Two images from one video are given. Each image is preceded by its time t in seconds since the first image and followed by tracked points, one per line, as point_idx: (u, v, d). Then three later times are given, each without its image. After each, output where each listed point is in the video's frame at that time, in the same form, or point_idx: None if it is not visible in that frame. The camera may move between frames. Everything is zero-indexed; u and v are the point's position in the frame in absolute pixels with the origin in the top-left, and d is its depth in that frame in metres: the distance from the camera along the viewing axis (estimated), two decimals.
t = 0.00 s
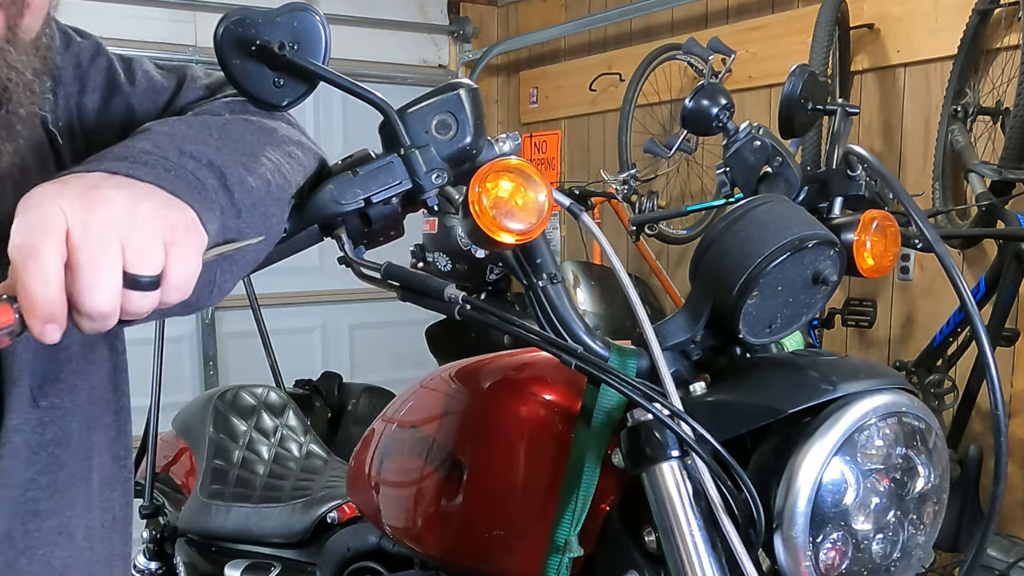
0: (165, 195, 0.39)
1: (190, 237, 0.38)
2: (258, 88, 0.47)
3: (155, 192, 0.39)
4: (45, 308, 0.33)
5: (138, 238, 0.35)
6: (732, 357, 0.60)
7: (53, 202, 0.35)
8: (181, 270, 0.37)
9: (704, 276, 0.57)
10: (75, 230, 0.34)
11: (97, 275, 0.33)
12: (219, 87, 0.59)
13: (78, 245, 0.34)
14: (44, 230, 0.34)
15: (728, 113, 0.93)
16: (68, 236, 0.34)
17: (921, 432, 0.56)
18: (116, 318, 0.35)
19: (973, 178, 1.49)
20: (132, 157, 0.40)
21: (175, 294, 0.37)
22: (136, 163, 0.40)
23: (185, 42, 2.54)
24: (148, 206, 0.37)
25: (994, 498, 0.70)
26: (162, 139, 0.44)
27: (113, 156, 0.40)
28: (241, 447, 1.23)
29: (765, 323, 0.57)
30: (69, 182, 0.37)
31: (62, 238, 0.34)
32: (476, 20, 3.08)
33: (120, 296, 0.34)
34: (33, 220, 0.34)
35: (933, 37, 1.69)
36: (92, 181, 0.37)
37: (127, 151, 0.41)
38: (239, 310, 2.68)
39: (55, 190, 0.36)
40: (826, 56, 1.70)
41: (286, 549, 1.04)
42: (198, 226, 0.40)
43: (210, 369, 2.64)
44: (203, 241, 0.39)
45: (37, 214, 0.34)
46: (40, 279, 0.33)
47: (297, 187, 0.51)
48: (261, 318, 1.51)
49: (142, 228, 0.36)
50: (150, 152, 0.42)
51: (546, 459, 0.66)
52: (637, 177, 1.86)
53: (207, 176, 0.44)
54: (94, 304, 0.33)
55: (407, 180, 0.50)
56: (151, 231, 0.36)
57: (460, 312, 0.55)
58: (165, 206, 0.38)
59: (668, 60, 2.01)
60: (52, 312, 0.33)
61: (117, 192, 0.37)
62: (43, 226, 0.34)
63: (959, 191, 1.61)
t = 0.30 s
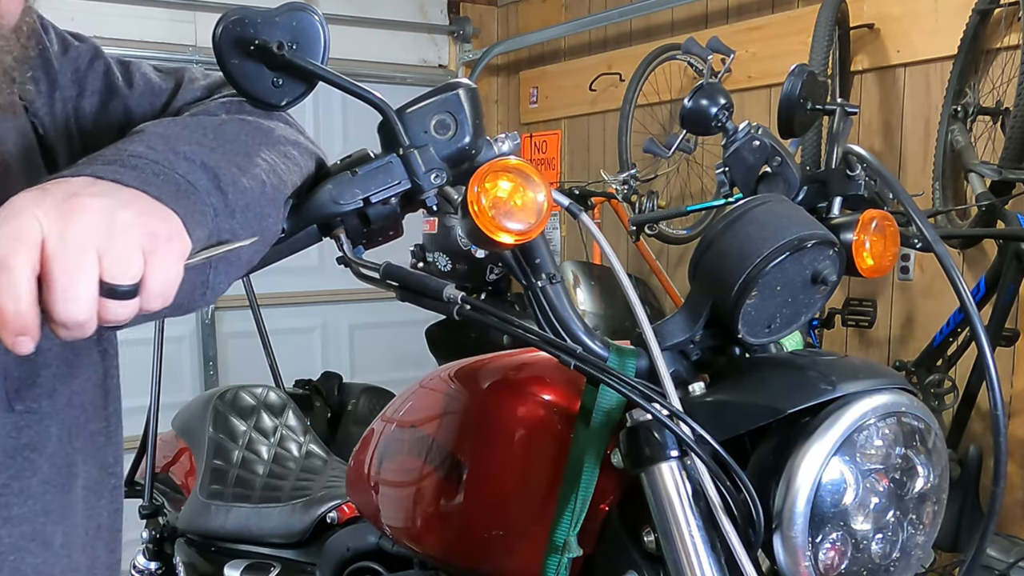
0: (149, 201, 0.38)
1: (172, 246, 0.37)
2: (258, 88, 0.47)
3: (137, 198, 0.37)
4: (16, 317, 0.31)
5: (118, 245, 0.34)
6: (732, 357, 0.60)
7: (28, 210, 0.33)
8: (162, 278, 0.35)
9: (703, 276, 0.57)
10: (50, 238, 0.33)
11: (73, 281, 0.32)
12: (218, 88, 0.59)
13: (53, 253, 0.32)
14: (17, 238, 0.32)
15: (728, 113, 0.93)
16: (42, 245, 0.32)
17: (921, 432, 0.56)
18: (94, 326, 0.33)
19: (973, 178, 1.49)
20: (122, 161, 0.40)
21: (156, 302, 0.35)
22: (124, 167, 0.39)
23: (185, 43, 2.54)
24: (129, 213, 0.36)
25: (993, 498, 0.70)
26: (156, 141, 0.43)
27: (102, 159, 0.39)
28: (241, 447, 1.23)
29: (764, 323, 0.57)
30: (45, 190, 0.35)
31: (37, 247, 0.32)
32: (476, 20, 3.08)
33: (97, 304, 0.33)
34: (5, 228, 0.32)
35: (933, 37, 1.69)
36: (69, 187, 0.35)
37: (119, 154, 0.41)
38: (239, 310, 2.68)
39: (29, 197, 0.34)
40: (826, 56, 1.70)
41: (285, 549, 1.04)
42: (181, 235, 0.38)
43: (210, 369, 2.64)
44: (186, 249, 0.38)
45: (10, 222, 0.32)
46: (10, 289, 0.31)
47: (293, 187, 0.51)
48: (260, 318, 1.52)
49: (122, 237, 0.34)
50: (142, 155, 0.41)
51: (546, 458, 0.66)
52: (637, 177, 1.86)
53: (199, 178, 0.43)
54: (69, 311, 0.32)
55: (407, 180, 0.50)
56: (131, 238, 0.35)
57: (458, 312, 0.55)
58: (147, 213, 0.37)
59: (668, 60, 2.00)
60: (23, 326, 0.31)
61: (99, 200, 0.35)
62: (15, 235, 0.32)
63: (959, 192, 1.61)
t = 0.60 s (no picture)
0: (143, 214, 0.38)
1: (165, 258, 0.37)
2: (257, 89, 0.47)
3: (129, 211, 0.37)
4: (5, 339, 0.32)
5: (108, 265, 0.34)
6: (731, 357, 0.60)
7: (19, 230, 0.34)
8: (154, 294, 0.36)
9: (703, 276, 0.57)
10: (40, 260, 0.33)
11: (61, 305, 0.33)
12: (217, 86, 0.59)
13: (42, 276, 0.33)
14: (8, 261, 0.33)
15: (727, 113, 0.93)
16: (33, 267, 0.33)
17: (921, 432, 0.56)
18: (87, 344, 0.34)
19: (973, 178, 1.49)
20: (118, 171, 0.39)
21: (150, 317, 0.36)
22: (120, 178, 0.39)
23: (186, 43, 2.54)
24: (121, 228, 0.36)
25: (993, 498, 0.69)
26: (153, 146, 0.43)
27: (97, 169, 0.39)
28: (241, 447, 1.23)
29: (764, 322, 0.57)
30: (37, 205, 0.35)
31: (27, 270, 0.33)
32: (476, 20, 3.08)
33: (89, 324, 0.34)
34: None
35: (934, 37, 1.69)
36: (61, 203, 0.36)
37: (116, 162, 0.40)
38: (239, 310, 2.68)
39: (21, 214, 0.35)
40: (826, 56, 1.70)
41: (285, 549, 1.04)
42: (176, 246, 0.38)
43: (210, 369, 2.64)
44: (180, 260, 0.38)
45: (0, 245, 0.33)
46: (1, 314, 0.32)
47: (292, 189, 0.50)
48: (259, 318, 1.52)
49: (113, 255, 0.35)
50: (139, 163, 0.41)
51: (546, 459, 0.66)
52: (637, 178, 1.86)
53: (197, 185, 0.42)
54: (58, 336, 0.33)
55: (406, 180, 0.50)
56: (122, 255, 0.35)
57: (458, 312, 0.55)
58: (139, 227, 0.37)
59: (668, 60, 2.00)
60: (15, 348, 0.33)
61: (89, 217, 0.35)
62: (5, 258, 0.33)
63: (959, 192, 1.61)
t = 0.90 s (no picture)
0: (152, 215, 0.38)
1: (174, 261, 0.37)
2: (257, 89, 0.47)
3: (138, 212, 0.37)
4: (16, 341, 0.32)
5: (118, 268, 0.34)
6: (731, 357, 0.60)
7: (30, 232, 0.34)
8: (163, 297, 0.36)
9: (703, 276, 0.57)
10: (51, 263, 0.33)
11: (72, 307, 0.33)
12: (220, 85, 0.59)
13: (53, 279, 0.33)
14: (18, 265, 0.33)
15: (727, 113, 0.93)
16: (44, 269, 0.33)
17: (921, 432, 0.56)
18: (96, 347, 0.34)
19: (973, 178, 1.49)
20: (125, 171, 0.39)
21: (158, 319, 0.36)
22: (127, 178, 0.39)
23: (186, 43, 2.54)
24: (130, 230, 0.36)
25: (993, 498, 0.69)
26: (158, 147, 0.43)
27: (104, 169, 0.39)
28: (241, 447, 1.23)
29: (764, 322, 0.57)
30: (47, 207, 0.35)
31: (38, 272, 0.33)
32: (476, 20, 3.07)
33: (98, 326, 0.34)
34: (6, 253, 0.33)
35: (933, 37, 1.69)
36: (70, 205, 0.36)
37: (122, 162, 0.40)
38: (239, 310, 2.68)
39: (31, 216, 0.35)
40: (826, 56, 1.70)
41: (285, 549, 1.04)
42: (185, 249, 0.38)
43: (210, 369, 2.65)
44: (188, 263, 0.38)
45: (11, 247, 0.33)
46: (12, 318, 0.32)
47: (294, 189, 0.50)
48: (260, 319, 1.52)
49: (122, 260, 0.35)
50: (145, 164, 0.41)
51: (546, 459, 0.66)
52: (637, 178, 1.86)
53: (203, 186, 0.42)
54: (69, 338, 0.33)
55: (407, 180, 0.50)
56: (131, 258, 0.35)
57: (458, 312, 0.55)
58: (149, 230, 0.37)
59: (668, 60, 2.00)
60: (24, 352, 0.33)
61: (99, 220, 0.35)
62: (16, 261, 0.33)
63: (959, 192, 1.61)
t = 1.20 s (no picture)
0: (157, 213, 0.38)
1: (180, 259, 0.37)
2: (258, 88, 0.47)
3: (143, 209, 0.37)
4: (24, 332, 0.31)
5: (126, 264, 0.34)
6: (731, 357, 0.60)
7: (38, 228, 0.33)
8: (168, 295, 0.36)
9: (703, 276, 0.57)
10: (59, 258, 0.33)
11: (80, 301, 0.32)
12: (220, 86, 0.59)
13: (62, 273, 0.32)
14: (27, 259, 0.32)
15: (728, 113, 0.93)
16: (52, 264, 0.33)
17: (921, 432, 0.56)
18: (101, 341, 0.33)
19: (973, 178, 1.49)
20: (130, 168, 0.39)
21: (163, 318, 0.36)
22: (132, 175, 0.39)
23: (185, 43, 2.54)
24: (137, 227, 0.36)
25: (994, 498, 0.69)
26: (161, 145, 0.42)
27: (108, 165, 0.39)
28: (241, 447, 1.23)
29: (764, 323, 0.57)
30: (53, 203, 0.35)
31: (46, 266, 0.33)
32: (476, 20, 3.07)
33: (104, 321, 0.33)
34: (13, 248, 0.33)
35: (934, 37, 1.69)
36: (76, 201, 0.35)
37: (126, 159, 0.40)
38: (239, 309, 2.68)
39: (37, 211, 0.34)
40: (826, 56, 1.70)
41: (285, 549, 1.04)
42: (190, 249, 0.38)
43: (210, 369, 2.65)
44: (193, 262, 0.38)
45: (19, 242, 0.33)
46: (21, 311, 0.31)
47: (296, 190, 0.50)
48: (260, 318, 1.52)
49: (130, 255, 0.34)
50: (150, 161, 0.40)
51: (547, 459, 0.66)
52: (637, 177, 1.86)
53: (206, 185, 0.42)
54: (76, 332, 0.32)
55: (407, 180, 0.50)
56: (138, 255, 0.35)
57: (458, 312, 0.55)
58: (155, 227, 0.37)
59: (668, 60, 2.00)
60: (34, 344, 0.32)
61: (107, 217, 0.35)
62: (24, 255, 0.32)
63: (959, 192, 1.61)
